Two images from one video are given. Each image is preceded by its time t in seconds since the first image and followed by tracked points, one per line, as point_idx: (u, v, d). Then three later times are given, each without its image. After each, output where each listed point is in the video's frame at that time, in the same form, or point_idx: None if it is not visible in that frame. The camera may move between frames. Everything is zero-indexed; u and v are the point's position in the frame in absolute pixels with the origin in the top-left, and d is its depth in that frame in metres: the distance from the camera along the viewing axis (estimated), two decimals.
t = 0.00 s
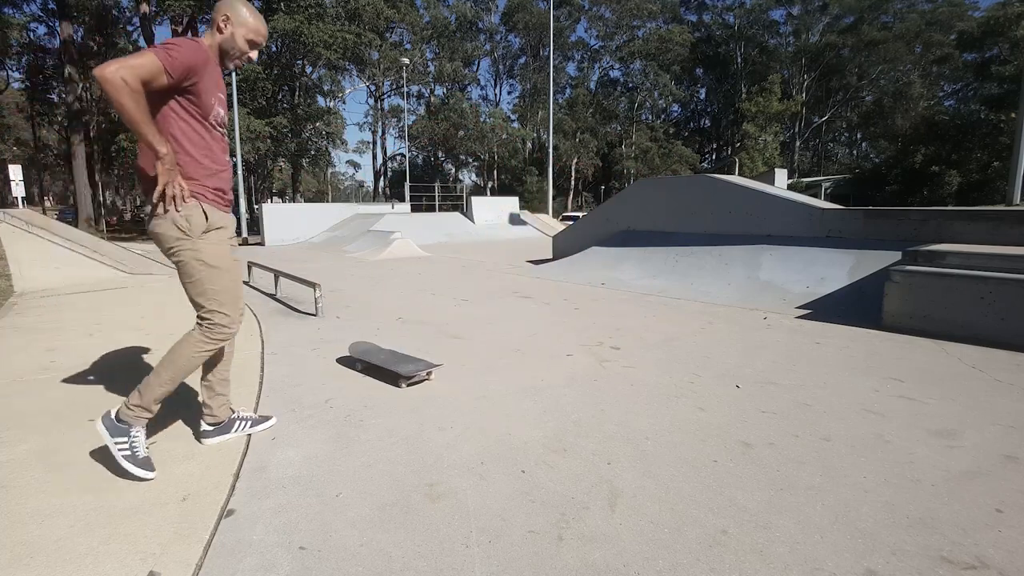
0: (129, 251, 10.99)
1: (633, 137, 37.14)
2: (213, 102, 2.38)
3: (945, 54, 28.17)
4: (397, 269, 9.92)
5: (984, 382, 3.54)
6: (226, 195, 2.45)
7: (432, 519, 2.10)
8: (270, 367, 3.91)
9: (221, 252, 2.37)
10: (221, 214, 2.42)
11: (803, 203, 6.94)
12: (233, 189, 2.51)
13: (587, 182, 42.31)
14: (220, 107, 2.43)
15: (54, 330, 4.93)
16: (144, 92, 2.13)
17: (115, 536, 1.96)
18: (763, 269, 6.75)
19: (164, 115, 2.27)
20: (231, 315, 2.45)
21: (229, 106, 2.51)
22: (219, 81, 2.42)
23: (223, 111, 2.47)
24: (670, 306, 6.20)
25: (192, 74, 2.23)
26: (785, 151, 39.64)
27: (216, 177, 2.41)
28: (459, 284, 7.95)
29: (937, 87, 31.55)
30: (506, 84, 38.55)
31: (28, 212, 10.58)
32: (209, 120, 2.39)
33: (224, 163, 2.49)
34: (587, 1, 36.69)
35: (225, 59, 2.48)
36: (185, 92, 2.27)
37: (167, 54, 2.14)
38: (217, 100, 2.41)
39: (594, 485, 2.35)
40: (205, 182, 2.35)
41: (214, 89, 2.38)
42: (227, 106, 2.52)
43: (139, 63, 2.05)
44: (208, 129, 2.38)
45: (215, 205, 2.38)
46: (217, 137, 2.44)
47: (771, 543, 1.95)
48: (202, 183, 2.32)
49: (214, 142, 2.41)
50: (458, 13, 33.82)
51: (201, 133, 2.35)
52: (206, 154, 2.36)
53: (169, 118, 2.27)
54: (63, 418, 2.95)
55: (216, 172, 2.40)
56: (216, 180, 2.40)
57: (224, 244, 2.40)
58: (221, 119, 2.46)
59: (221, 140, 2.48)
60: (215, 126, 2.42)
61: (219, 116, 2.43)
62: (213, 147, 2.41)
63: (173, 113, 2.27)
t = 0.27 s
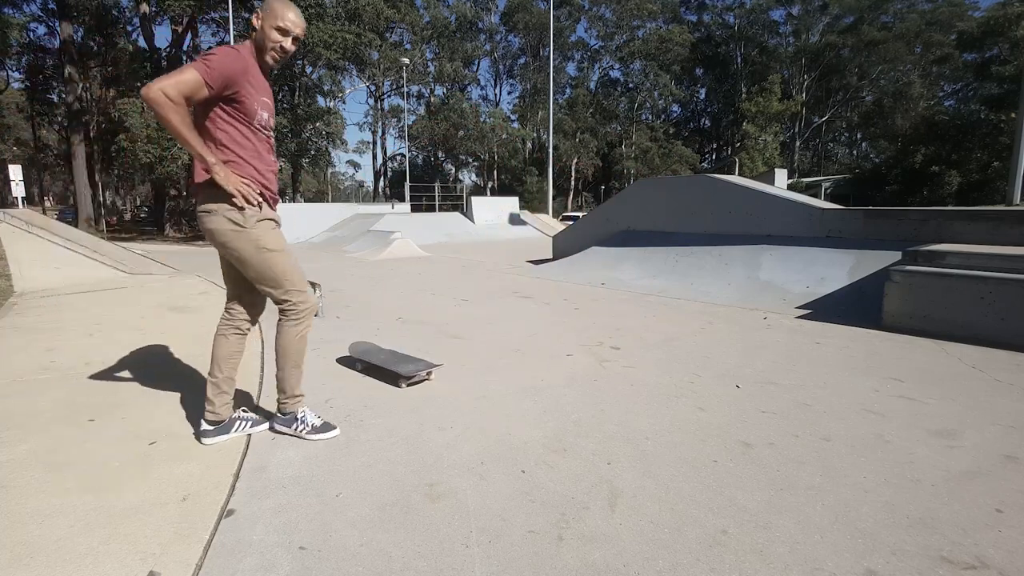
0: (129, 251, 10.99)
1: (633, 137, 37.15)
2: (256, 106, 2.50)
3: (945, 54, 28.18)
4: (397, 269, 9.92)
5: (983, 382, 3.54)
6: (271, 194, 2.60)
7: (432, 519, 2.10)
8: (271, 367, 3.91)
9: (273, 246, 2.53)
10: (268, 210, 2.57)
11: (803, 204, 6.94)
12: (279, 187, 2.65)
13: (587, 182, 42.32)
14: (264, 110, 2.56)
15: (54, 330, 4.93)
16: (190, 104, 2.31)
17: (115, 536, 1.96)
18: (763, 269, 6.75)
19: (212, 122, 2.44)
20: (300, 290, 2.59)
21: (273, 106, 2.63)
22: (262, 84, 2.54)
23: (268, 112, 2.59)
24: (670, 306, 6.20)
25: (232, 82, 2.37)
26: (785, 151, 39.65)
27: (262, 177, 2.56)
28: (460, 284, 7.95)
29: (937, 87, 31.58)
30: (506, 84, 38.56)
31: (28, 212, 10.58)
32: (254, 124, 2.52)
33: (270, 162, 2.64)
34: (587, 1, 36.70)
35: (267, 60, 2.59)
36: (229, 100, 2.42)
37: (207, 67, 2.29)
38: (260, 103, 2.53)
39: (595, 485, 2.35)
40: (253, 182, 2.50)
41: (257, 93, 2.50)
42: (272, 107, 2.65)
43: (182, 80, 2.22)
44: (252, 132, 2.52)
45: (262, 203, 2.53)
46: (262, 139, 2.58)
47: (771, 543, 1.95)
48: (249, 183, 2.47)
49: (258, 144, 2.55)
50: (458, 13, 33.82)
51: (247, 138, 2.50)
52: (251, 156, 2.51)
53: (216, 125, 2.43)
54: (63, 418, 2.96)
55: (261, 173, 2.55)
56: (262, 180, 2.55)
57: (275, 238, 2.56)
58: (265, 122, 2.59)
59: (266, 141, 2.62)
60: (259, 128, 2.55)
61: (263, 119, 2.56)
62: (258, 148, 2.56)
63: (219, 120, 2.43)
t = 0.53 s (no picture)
0: (129, 251, 11.01)
1: (633, 137, 37.17)
2: (308, 110, 2.56)
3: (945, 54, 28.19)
4: (397, 269, 9.92)
5: (984, 382, 3.53)
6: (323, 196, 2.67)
7: (432, 519, 2.10)
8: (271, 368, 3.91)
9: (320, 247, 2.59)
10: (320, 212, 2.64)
11: (803, 204, 6.94)
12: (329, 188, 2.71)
13: (587, 182, 42.34)
14: (316, 112, 2.62)
15: (54, 330, 4.93)
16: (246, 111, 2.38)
17: (114, 535, 1.96)
18: (763, 269, 6.75)
19: (267, 128, 2.52)
20: (325, 294, 2.60)
21: (325, 108, 2.69)
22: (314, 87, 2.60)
23: (319, 115, 2.65)
24: (670, 306, 6.19)
25: (286, 89, 2.43)
26: (785, 151, 39.66)
27: (312, 179, 2.64)
28: (460, 284, 7.95)
29: (937, 87, 31.60)
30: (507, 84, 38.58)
31: (28, 212, 10.58)
32: (306, 127, 2.59)
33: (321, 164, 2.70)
34: (587, 1, 36.71)
35: (316, 62, 2.64)
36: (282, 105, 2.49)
37: (262, 75, 2.35)
38: (312, 107, 2.59)
39: (594, 485, 2.35)
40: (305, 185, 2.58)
41: (309, 97, 2.56)
42: (324, 109, 2.70)
43: (239, 89, 2.29)
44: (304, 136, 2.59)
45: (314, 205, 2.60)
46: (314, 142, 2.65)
47: (771, 543, 1.95)
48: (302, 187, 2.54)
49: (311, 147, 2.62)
50: (458, 13, 33.84)
51: (300, 142, 2.57)
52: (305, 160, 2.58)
53: (270, 130, 2.51)
54: (64, 417, 2.96)
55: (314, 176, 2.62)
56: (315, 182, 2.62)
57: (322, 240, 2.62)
58: (317, 124, 2.65)
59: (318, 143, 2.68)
60: (312, 131, 2.61)
61: (315, 122, 2.62)
62: (310, 151, 2.63)
63: (273, 126, 2.51)
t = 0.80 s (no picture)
0: (129, 251, 11.01)
1: (633, 137, 37.18)
2: (340, 110, 2.66)
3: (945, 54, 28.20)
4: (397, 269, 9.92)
5: (984, 382, 3.53)
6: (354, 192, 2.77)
7: (432, 519, 2.10)
8: (271, 367, 3.91)
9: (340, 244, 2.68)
10: (347, 208, 2.73)
11: (803, 204, 6.94)
12: (359, 187, 2.78)
13: (587, 182, 42.34)
14: (350, 111, 2.72)
15: (54, 330, 4.93)
16: (278, 109, 2.52)
17: (115, 536, 1.96)
18: (763, 269, 6.75)
19: (300, 126, 2.64)
20: (336, 295, 2.68)
21: (360, 106, 2.78)
22: (347, 87, 2.69)
23: (354, 114, 2.74)
24: (670, 306, 6.19)
25: (316, 88, 2.54)
26: (786, 151, 39.67)
27: (340, 177, 2.71)
28: (459, 284, 7.95)
29: (937, 87, 31.61)
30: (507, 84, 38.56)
31: (28, 212, 10.58)
32: (337, 125, 2.67)
33: (355, 162, 2.79)
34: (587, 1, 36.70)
35: (353, 62, 2.75)
36: (314, 103, 2.60)
37: (292, 75, 2.48)
38: (345, 105, 2.68)
39: (594, 485, 2.35)
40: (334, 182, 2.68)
41: (341, 96, 2.65)
42: (360, 108, 2.80)
43: (270, 86, 2.41)
44: (337, 135, 2.69)
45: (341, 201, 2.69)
46: (347, 140, 2.75)
47: (771, 543, 1.95)
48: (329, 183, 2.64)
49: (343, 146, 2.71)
50: (458, 13, 33.82)
51: (331, 140, 2.67)
52: (335, 157, 2.68)
53: (302, 127, 2.63)
54: (64, 417, 2.96)
55: (344, 173, 2.71)
56: (345, 180, 2.72)
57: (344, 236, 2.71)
58: (351, 122, 2.74)
59: (352, 142, 2.78)
60: (345, 129, 2.70)
61: (349, 121, 2.72)
62: (344, 149, 2.73)
63: (305, 124, 2.63)
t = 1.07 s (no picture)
0: (129, 251, 11.01)
1: (633, 137, 37.20)
2: (373, 113, 2.78)
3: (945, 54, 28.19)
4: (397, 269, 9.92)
5: (984, 382, 3.53)
6: (382, 193, 2.85)
7: (432, 519, 2.09)
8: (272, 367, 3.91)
9: (358, 240, 2.78)
10: (371, 209, 2.83)
11: (803, 204, 6.94)
12: (387, 189, 2.86)
13: (587, 182, 42.35)
14: (384, 116, 2.82)
15: (54, 330, 4.92)
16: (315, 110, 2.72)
17: (115, 536, 1.96)
18: (763, 269, 6.75)
19: (338, 129, 2.82)
20: (347, 290, 2.78)
21: (397, 112, 2.88)
22: (384, 92, 2.81)
23: (389, 119, 2.85)
24: (670, 306, 6.19)
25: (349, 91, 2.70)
26: (785, 151, 39.69)
27: (368, 178, 2.81)
28: (459, 284, 7.95)
29: (937, 87, 31.59)
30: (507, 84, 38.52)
31: (29, 212, 10.59)
32: (368, 129, 2.80)
33: (389, 163, 2.88)
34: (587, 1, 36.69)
35: (394, 70, 2.86)
36: (350, 108, 2.77)
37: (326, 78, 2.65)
38: (378, 109, 2.80)
39: (594, 485, 2.35)
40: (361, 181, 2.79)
41: (374, 100, 2.78)
42: (398, 113, 2.90)
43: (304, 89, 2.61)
44: (371, 137, 2.81)
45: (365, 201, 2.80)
46: (382, 142, 2.84)
47: (771, 543, 1.95)
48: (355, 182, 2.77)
49: (375, 147, 2.82)
50: (458, 13, 33.82)
51: (363, 142, 2.80)
52: (364, 158, 2.80)
53: (338, 130, 2.80)
54: (64, 417, 2.96)
55: (373, 174, 2.81)
56: (373, 179, 2.82)
57: (365, 233, 2.81)
58: (385, 127, 2.84)
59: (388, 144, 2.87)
60: (378, 133, 2.82)
61: (382, 124, 2.82)
62: (377, 151, 2.83)
63: (341, 126, 2.80)
